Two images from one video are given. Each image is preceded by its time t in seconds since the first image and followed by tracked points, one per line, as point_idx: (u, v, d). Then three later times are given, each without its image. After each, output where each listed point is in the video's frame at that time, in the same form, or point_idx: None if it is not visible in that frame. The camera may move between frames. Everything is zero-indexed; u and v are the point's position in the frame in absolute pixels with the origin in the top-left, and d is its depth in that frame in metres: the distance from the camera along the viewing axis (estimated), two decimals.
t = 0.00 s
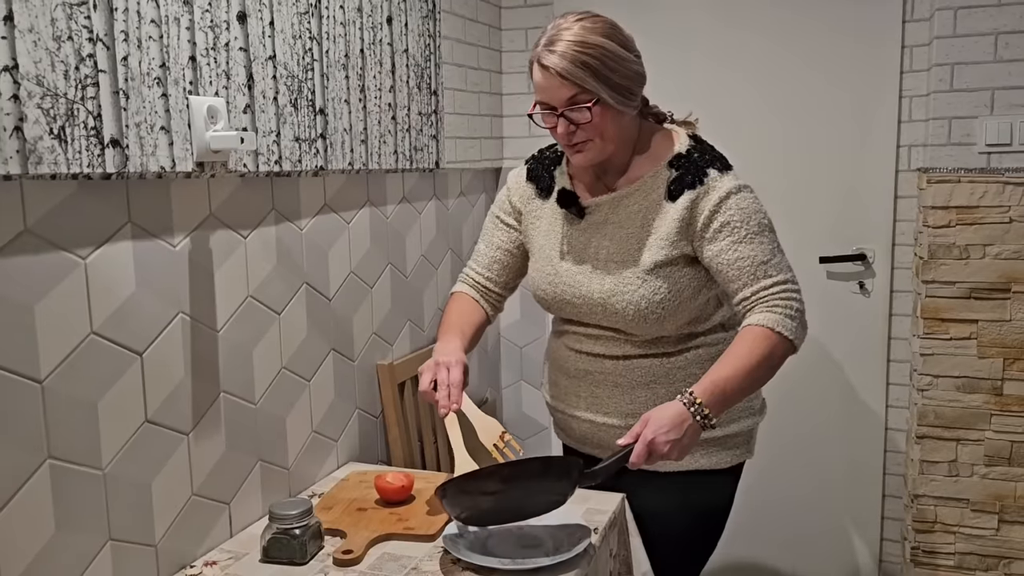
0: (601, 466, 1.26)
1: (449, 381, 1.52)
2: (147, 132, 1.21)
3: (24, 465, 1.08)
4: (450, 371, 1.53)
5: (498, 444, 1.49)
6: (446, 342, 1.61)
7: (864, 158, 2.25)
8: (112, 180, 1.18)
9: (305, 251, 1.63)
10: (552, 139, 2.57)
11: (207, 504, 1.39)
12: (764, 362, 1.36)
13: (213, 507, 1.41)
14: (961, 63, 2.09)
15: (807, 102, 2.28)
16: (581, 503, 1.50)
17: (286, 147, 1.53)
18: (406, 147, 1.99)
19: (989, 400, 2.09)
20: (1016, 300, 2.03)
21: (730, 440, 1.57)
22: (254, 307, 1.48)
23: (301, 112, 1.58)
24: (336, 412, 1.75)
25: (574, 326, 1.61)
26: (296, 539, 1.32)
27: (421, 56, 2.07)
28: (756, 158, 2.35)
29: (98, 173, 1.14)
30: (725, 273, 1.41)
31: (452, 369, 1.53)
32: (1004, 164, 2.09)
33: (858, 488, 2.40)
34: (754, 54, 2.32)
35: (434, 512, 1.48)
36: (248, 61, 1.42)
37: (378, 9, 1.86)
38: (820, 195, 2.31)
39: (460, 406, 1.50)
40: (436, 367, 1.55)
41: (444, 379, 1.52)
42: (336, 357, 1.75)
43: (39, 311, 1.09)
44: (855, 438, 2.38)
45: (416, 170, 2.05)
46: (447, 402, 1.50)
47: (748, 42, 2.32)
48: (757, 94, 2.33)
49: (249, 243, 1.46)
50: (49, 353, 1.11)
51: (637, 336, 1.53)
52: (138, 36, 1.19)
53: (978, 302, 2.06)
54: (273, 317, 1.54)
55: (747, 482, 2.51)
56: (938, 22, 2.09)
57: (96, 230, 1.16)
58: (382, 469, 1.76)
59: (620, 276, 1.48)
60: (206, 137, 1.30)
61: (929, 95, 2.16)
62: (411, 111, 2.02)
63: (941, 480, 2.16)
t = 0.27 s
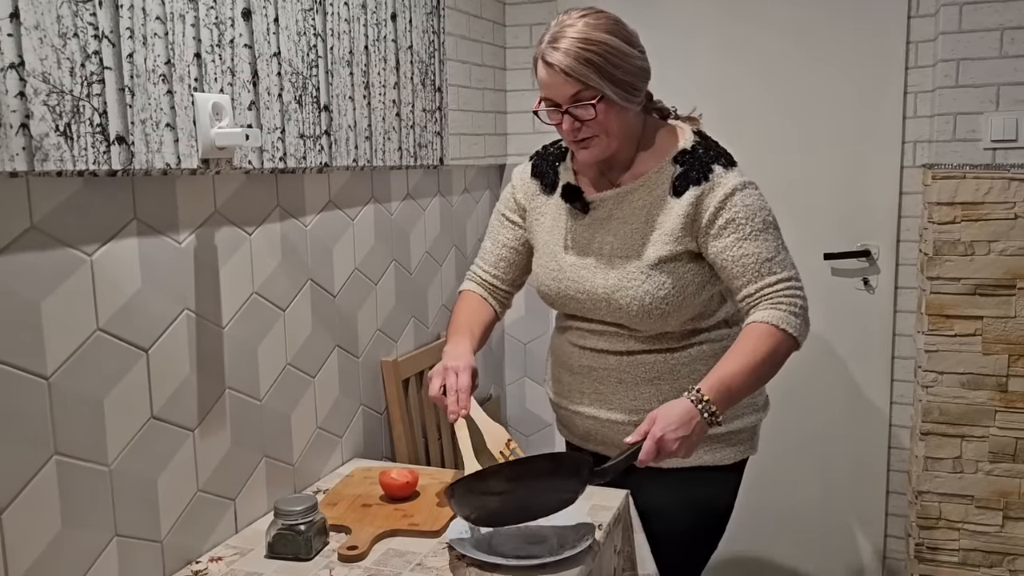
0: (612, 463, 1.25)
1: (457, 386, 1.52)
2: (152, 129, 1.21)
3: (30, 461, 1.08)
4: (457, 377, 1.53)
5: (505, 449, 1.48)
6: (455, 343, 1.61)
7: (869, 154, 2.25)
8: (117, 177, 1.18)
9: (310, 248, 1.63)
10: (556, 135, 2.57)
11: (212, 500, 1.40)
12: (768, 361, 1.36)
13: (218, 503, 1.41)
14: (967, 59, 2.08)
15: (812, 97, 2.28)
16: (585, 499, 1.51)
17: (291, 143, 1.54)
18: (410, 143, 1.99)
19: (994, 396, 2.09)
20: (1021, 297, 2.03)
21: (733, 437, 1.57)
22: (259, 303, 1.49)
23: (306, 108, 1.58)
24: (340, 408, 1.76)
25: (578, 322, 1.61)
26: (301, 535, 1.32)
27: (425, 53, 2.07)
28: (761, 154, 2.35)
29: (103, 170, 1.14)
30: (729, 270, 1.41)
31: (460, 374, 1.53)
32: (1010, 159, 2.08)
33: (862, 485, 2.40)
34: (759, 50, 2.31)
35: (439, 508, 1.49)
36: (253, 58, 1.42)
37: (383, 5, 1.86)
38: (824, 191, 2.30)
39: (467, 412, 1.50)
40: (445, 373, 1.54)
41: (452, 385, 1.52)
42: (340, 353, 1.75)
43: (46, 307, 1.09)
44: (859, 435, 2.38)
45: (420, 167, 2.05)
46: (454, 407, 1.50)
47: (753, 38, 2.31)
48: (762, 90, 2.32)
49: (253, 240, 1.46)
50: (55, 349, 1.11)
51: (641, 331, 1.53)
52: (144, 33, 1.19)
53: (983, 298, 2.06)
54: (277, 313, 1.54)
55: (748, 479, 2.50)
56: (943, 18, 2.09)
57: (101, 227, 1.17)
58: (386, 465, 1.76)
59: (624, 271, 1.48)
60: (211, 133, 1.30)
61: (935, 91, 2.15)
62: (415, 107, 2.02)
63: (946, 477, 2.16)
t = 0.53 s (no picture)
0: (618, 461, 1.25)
1: (462, 390, 1.51)
2: (155, 127, 1.21)
3: (35, 457, 1.09)
4: (463, 380, 1.52)
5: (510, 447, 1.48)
6: (459, 343, 1.61)
7: (872, 151, 2.24)
8: (121, 174, 1.19)
9: (312, 245, 1.63)
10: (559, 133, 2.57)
11: (216, 496, 1.40)
12: (771, 359, 1.36)
13: (222, 500, 1.42)
14: (971, 56, 2.08)
15: (814, 94, 2.28)
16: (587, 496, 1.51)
17: (294, 141, 1.54)
18: (413, 140, 1.99)
19: (997, 393, 2.09)
20: None
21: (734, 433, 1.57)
22: (262, 300, 1.49)
23: (309, 106, 1.59)
24: (343, 405, 1.76)
25: (579, 317, 1.61)
26: (305, 532, 1.33)
27: (428, 50, 2.07)
28: (764, 151, 2.35)
29: (107, 168, 1.14)
30: (731, 267, 1.41)
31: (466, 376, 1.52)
32: (1013, 156, 2.08)
33: (865, 482, 2.40)
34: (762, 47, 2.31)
35: (442, 505, 1.49)
36: (256, 55, 1.42)
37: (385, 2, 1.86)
38: (827, 188, 2.30)
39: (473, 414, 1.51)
40: (450, 375, 1.54)
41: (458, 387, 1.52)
42: (343, 351, 1.75)
43: (50, 305, 1.10)
44: (861, 432, 2.38)
45: (423, 164, 2.06)
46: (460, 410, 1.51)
47: (756, 34, 2.31)
48: (765, 86, 2.32)
49: (257, 237, 1.47)
50: (59, 347, 1.11)
51: (643, 327, 1.53)
52: (147, 31, 1.20)
53: (986, 295, 2.06)
54: (280, 311, 1.54)
55: (749, 476, 2.51)
56: (947, 14, 2.08)
57: (104, 225, 1.17)
58: (389, 462, 1.77)
59: (627, 267, 1.48)
60: (214, 131, 1.30)
61: (938, 88, 2.15)
62: (418, 104, 2.02)
63: (949, 474, 2.16)
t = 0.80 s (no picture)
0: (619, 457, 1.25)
1: (459, 377, 1.51)
2: (157, 125, 1.21)
3: (38, 455, 1.09)
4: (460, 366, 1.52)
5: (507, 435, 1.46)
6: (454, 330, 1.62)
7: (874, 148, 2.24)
8: (122, 173, 1.19)
9: (314, 243, 1.63)
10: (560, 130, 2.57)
11: (217, 494, 1.40)
12: (771, 357, 1.36)
13: (224, 497, 1.42)
14: (973, 53, 2.07)
15: (816, 91, 2.28)
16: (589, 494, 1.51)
17: (295, 139, 1.54)
18: (414, 138, 1.99)
19: (999, 391, 2.09)
20: None
21: (734, 430, 1.57)
22: (264, 298, 1.49)
23: (310, 104, 1.59)
24: (345, 403, 1.76)
25: (578, 314, 1.61)
26: (306, 529, 1.33)
27: (429, 48, 2.07)
28: (765, 148, 2.35)
29: (108, 166, 1.14)
30: (731, 265, 1.42)
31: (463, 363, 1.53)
32: (1016, 154, 2.08)
33: (865, 480, 2.40)
34: (764, 44, 2.31)
35: (443, 503, 1.49)
36: (257, 53, 1.42)
37: None
38: (828, 185, 2.30)
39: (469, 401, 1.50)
40: (445, 362, 1.54)
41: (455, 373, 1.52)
42: (345, 348, 1.75)
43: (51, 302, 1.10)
44: (862, 430, 2.38)
45: (424, 162, 2.06)
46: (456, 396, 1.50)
47: (758, 32, 2.31)
48: (766, 84, 2.32)
49: (258, 235, 1.47)
50: (61, 345, 1.11)
51: (642, 324, 1.53)
52: (148, 29, 1.20)
53: (989, 293, 2.05)
54: (282, 309, 1.54)
55: (749, 473, 2.51)
56: (949, 12, 2.08)
57: (106, 223, 1.17)
58: (390, 459, 1.77)
59: (627, 264, 1.48)
60: (215, 129, 1.30)
61: (940, 85, 2.14)
62: (419, 102, 2.02)
63: (951, 472, 2.16)
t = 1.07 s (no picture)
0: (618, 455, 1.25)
1: (457, 379, 1.51)
2: (158, 123, 1.21)
3: (40, 453, 1.09)
4: (456, 368, 1.52)
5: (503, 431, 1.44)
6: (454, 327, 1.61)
7: (876, 147, 2.24)
8: (124, 171, 1.19)
9: (315, 242, 1.63)
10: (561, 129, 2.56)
11: (219, 493, 1.40)
12: (771, 357, 1.36)
13: (226, 496, 1.42)
14: (975, 51, 2.07)
15: (818, 90, 2.27)
16: (590, 493, 1.51)
17: (297, 137, 1.54)
18: (416, 137, 1.99)
19: (1002, 390, 2.08)
20: None
21: (734, 429, 1.57)
22: (266, 297, 1.49)
23: (312, 102, 1.58)
24: (347, 402, 1.76)
25: (578, 313, 1.61)
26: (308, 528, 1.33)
27: (431, 46, 2.07)
28: (767, 147, 2.35)
29: (110, 165, 1.14)
30: (732, 264, 1.41)
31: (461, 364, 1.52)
32: (1018, 152, 2.07)
33: (867, 479, 2.40)
34: (766, 42, 2.30)
35: (445, 502, 1.49)
36: (259, 51, 1.42)
37: None
38: (830, 184, 2.30)
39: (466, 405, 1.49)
40: (444, 364, 1.53)
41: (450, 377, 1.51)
42: (346, 347, 1.75)
43: (54, 301, 1.10)
44: (863, 429, 2.38)
45: (426, 161, 2.05)
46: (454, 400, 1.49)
47: (760, 30, 2.30)
48: (768, 82, 2.32)
49: (260, 233, 1.47)
50: (63, 343, 1.11)
51: (643, 322, 1.52)
52: (150, 27, 1.20)
53: (991, 291, 2.05)
54: (284, 307, 1.54)
55: (750, 471, 2.51)
56: (952, 10, 2.07)
57: (108, 222, 1.17)
58: (392, 458, 1.77)
59: (629, 262, 1.48)
60: (217, 128, 1.30)
61: (943, 84, 2.14)
62: (421, 101, 2.02)
63: (953, 471, 2.15)
